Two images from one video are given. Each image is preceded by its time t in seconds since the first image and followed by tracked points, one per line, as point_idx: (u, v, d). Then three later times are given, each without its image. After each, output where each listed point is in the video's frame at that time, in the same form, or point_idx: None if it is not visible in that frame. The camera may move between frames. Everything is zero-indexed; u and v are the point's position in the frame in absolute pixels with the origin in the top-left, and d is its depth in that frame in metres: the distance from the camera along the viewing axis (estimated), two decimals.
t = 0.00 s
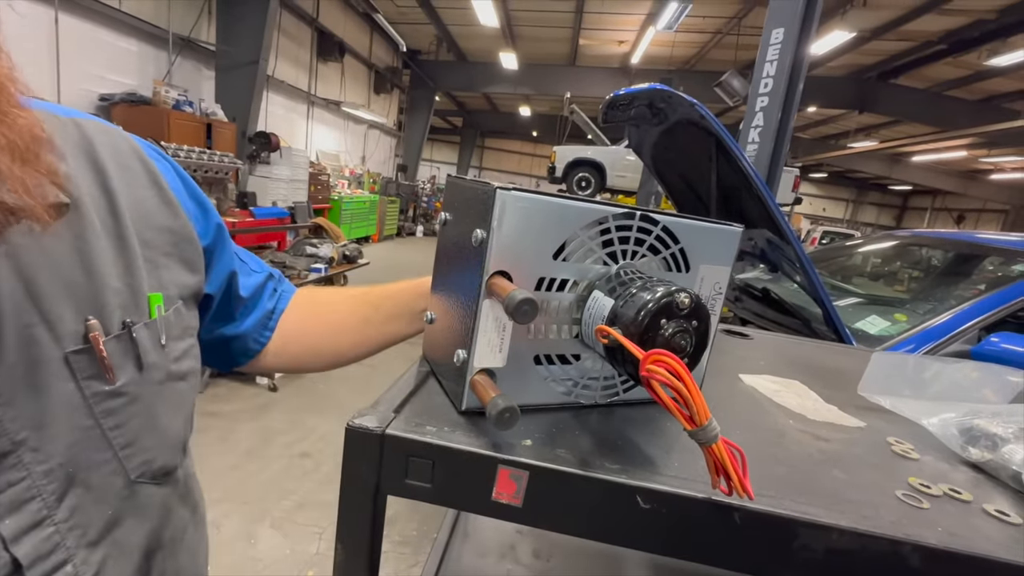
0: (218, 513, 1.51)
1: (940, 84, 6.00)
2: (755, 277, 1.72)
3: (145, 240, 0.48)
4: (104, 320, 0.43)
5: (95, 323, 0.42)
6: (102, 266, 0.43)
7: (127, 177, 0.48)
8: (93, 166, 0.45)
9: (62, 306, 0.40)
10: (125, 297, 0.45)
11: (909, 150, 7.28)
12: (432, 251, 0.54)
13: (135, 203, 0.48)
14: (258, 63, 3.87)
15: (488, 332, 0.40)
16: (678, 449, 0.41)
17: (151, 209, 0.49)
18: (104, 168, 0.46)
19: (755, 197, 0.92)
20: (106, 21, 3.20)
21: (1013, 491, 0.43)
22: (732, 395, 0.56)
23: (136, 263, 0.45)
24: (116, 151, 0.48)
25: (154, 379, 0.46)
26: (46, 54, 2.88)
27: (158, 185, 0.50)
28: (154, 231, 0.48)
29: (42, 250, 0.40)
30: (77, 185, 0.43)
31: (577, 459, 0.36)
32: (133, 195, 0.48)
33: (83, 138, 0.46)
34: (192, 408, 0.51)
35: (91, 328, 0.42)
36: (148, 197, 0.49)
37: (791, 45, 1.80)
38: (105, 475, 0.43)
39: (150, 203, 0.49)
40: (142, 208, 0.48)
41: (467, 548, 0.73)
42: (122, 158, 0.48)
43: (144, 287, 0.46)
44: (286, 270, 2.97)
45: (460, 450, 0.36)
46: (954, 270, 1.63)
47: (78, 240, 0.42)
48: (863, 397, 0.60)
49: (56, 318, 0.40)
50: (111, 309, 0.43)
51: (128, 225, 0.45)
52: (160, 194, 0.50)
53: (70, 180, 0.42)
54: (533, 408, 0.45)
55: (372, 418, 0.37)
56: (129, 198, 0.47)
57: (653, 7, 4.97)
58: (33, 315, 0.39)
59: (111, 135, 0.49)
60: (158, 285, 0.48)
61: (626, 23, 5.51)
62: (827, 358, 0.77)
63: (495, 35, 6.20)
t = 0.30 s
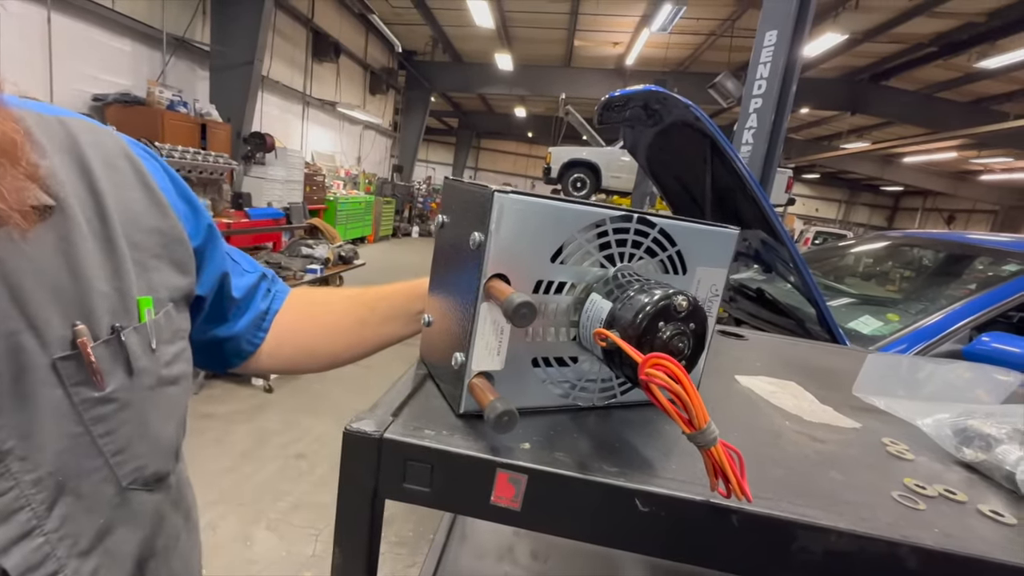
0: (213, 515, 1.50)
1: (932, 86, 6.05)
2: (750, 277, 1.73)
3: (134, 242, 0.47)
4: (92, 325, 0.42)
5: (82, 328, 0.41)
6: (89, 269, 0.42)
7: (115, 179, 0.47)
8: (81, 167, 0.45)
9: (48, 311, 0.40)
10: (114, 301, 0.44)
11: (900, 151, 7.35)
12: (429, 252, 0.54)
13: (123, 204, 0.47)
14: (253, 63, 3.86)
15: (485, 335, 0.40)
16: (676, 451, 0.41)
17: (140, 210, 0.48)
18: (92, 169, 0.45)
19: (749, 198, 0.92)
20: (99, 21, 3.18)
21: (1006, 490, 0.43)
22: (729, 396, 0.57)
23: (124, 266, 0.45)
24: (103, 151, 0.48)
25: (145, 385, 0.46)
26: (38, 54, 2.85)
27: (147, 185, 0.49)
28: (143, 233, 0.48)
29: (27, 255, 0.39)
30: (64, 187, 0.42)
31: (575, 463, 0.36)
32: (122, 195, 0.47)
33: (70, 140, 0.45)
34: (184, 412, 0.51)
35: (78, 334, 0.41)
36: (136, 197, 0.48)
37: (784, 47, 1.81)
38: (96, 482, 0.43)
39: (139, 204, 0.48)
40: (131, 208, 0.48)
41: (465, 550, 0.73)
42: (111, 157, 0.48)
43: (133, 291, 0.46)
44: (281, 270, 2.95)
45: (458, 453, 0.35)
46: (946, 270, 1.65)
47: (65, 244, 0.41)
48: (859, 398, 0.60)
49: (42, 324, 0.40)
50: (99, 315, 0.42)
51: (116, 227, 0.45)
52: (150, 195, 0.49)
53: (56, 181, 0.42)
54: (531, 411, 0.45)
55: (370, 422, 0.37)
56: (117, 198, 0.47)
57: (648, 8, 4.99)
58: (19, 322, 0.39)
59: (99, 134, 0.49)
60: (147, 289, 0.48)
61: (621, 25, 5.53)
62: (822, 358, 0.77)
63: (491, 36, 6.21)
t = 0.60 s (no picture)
0: (211, 517, 1.50)
1: (926, 87, 6.09)
2: (747, 277, 1.74)
3: (134, 247, 0.47)
4: (89, 336, 0.42)
5: (79, 338, 0.41)
6: (86, 277, 0.41)
7: (115, 181, 0.47)
8: (80, 171, 0.44)
9: (45, 322, 0.39)
10: (112, 309, 0.44)
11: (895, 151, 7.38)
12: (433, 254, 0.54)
13: (123, 208, 0.46)
14: (249, 63, 3.84)
15: (494, 340, 0.40)
16: (684, 455, 0.41)
17: (141, 214, 0.48)
18: (93, 172, 0.45)
19: (747, 198, 0.93)
20: (94, 20, 3.16)
21: (1010, 493, 0.43)
22: (734, 399, 0.57)
23: (123, 272, 0.44)
24: (104, 154, 0.47)
25: (143, 395, 0.45)
26: (32, 54, 2.83)
27: (148, 189, 0.49)
28: (143, 238, 0.47)
29: (23, 264, 0.39)
30: (62, 192, 0.42)
31: (585, 468, 0.36)
32: (122, 200, 0.47)
33: (70, 142, 0.45)
34: (184, 420, 0.51)
35: (75, 344, 0.41)
36: (137, 201, 0.48)
37: (780, 48, 1.82)
38: (94, 494, 0.42)
39: (140, 207, 0.48)
40: (132, 212, 0.47)
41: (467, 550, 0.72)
42: (111, 160, 0.47)
43: (133, 298, 0.45)
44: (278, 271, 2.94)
45: (467, 459, 0.35)
46: (940, 270, 1.66)
47: (61, 252, 0.41)
48: (861, 401, 0.60)
49: (38, 334, 0.39)
50: (96, 325, 0.42)
51: (115, 232, 0.44)
52: (149, 198, 0.49)
53: (54, 186, 0.41)
54: (538, 415, 0.45)
55: (379, 428, 0.37)
56: (117, 203, 0.46)
57: (644, 8, 4.99)
58: (14, 333, 0.38)
59: (100, 135, 0.48)
60: (146, 294, 0.47)
61: (617, 25, 5.53)
62: (822, 359, 0.77)
63: (487, 36, 6.21)
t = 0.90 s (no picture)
0: (202, 520, 1.48)
1: (915, 87, 6.14)
2: (740, 277, 1.74)
3: (112, 246, 0.46)
4: (64, 340, 0.41)
5: (53, 343, 0.40)
6: (59, 278, 0.40)
7: (92, 179, 0.46)
8: (54, 169, 0.43)
9: (18, 325, 0.39)
10: (89, 312, 0.43)
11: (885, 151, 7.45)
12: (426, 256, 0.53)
13: (100, 207, 0.45)
14: (239, 61, 3.80)
15: (487, 346, 0.39)
16: (680, 462, 0.41)
17: (119, 213, 0.46)
18: (67, 169, 0.43)
19: (741, 198, 0.92)
20: (81, 17, 3.11)
21: (1006, 497, 0.43)
22: (730, 403, 0.56)
23: (99, 273, 0.43)
24: (79, 150, 0.46)
25: (125, 401, 0.44)
26: (17, 51, 2.78)
27: (127, 186, 0.48)
28: (122, 236, 0.46)
29: None
30: (34, 190, 0.41)
31: (581, 477, 0.35)
32: (99, 198, 0.45)
33: (43, 139, 0.44)
34: (167, 425, 0.50)
35: (49, 349, 0.39)
36: (115, 198, 0.46)
37: (772, 48, 1.82)
38: (74, 504, 0.41)
39: (118, 206, 0.46)
40: (109, 211, 0.46)
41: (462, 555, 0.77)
42: (86, 157, 0.46)
43: (110, 301, 0.44)
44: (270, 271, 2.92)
45: (460, 469, 0.35)
46: (931, 269, 1.67)
47: (33, 253, 0.40)
48: (857, 403, 0.60)
49: (11, 339, 0.38)
50: (72, 327, 0.41)
51: (90, 231, 0.43)
52: (129, 195, 0.47)
53: (26, 184, 0.40)
54: (533, 421, 0.44)
55: (370, 437, 0.36)
56: (93, 201, 0.45)
57: (638, 8, 5.00)
58: None
59: (77, 131, 0.47)
60: (125, 296, 0.46)
61: (611, 24, 5.53)
62: (817, 360, 0.77)
63: (480, 35, 6.19)
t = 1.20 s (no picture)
0: (188, 524, 1.45)
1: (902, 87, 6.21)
2: (730, 276, 1.73)
3: (73, 243, 0.44)
4: (17, 343, 0.39)
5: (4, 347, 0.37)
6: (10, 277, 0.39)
7: (51, 172, 0.44)
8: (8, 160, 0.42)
9: None
10: (45, 313, 0.41)
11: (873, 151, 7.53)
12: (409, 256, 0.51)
13: (59, 201, 0.44)
14: (227, 58, 3.75)
15: (468, 349, 0.38)
16: (669, 469, 0.39)
17: (80, 208, 0.45)
18: (21, 161, 0.42)
19: (731, 197, 0.91)
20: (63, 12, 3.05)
21: (998, 500, 0.43)
22: (720, 405, 0.55)
23: (55, 270, 0.41)
24: (36, 141, 0.45)
25: (84, 407, 0.42)
26: None
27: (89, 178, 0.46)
28: (83, 232, 0.44)
29: None
30: None
31: (565, 486, 0.34)
32: (58, 191, 0.44)
33: None
34: (134, 430, 0.48)
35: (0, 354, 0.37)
36: (77, 192, 0.45)
37: (762, 48, 1.82)
38: (29, 516, 0.40)
39: (79, 199, 0.45)
40: (69, 206, 0.44)
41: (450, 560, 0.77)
42: (44, 147, 0.45)
43: (69, 301, 0.42)
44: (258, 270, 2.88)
45: (439, 478, 0.33)
46: (918, 267, 1.68)
47: None
48: (848, 405, 0.59)
49: None
50: (25, 330, 0.39)
51: (46, 227, 0.41)
52: (91, 188, 0.46)
53: None
54: (517, 427, 0.43)
55: (343, 446, 0.34)
56: (51, 194, 0.44)
57: (629, 8, 5.00)
58: None
59: (36, 122, 0.46)
60: (87, 295, 0.44)
61: (602, 24, 5.53)
62: (806, 360, 0.76)
63: (472, 33, 6.17)
